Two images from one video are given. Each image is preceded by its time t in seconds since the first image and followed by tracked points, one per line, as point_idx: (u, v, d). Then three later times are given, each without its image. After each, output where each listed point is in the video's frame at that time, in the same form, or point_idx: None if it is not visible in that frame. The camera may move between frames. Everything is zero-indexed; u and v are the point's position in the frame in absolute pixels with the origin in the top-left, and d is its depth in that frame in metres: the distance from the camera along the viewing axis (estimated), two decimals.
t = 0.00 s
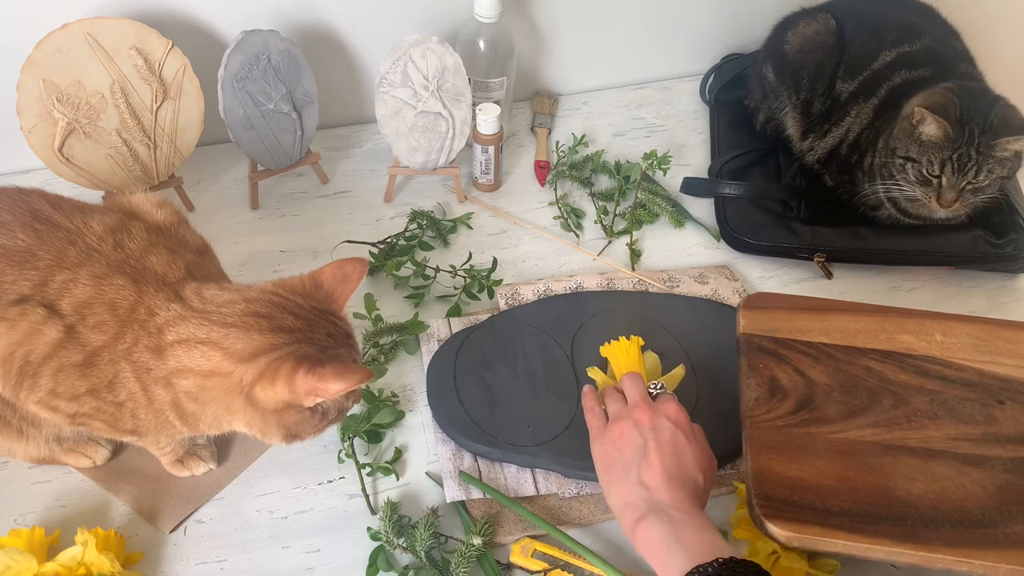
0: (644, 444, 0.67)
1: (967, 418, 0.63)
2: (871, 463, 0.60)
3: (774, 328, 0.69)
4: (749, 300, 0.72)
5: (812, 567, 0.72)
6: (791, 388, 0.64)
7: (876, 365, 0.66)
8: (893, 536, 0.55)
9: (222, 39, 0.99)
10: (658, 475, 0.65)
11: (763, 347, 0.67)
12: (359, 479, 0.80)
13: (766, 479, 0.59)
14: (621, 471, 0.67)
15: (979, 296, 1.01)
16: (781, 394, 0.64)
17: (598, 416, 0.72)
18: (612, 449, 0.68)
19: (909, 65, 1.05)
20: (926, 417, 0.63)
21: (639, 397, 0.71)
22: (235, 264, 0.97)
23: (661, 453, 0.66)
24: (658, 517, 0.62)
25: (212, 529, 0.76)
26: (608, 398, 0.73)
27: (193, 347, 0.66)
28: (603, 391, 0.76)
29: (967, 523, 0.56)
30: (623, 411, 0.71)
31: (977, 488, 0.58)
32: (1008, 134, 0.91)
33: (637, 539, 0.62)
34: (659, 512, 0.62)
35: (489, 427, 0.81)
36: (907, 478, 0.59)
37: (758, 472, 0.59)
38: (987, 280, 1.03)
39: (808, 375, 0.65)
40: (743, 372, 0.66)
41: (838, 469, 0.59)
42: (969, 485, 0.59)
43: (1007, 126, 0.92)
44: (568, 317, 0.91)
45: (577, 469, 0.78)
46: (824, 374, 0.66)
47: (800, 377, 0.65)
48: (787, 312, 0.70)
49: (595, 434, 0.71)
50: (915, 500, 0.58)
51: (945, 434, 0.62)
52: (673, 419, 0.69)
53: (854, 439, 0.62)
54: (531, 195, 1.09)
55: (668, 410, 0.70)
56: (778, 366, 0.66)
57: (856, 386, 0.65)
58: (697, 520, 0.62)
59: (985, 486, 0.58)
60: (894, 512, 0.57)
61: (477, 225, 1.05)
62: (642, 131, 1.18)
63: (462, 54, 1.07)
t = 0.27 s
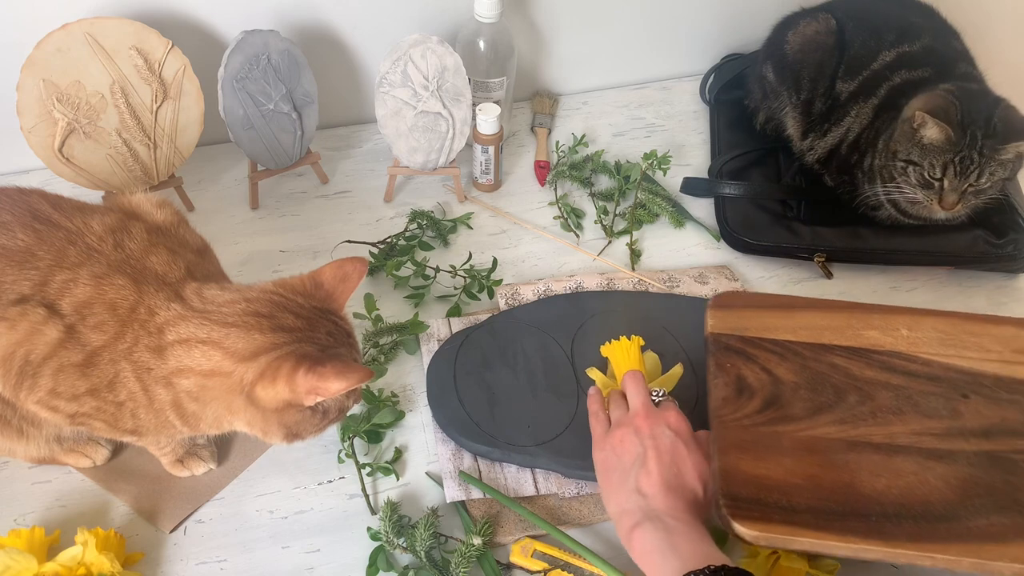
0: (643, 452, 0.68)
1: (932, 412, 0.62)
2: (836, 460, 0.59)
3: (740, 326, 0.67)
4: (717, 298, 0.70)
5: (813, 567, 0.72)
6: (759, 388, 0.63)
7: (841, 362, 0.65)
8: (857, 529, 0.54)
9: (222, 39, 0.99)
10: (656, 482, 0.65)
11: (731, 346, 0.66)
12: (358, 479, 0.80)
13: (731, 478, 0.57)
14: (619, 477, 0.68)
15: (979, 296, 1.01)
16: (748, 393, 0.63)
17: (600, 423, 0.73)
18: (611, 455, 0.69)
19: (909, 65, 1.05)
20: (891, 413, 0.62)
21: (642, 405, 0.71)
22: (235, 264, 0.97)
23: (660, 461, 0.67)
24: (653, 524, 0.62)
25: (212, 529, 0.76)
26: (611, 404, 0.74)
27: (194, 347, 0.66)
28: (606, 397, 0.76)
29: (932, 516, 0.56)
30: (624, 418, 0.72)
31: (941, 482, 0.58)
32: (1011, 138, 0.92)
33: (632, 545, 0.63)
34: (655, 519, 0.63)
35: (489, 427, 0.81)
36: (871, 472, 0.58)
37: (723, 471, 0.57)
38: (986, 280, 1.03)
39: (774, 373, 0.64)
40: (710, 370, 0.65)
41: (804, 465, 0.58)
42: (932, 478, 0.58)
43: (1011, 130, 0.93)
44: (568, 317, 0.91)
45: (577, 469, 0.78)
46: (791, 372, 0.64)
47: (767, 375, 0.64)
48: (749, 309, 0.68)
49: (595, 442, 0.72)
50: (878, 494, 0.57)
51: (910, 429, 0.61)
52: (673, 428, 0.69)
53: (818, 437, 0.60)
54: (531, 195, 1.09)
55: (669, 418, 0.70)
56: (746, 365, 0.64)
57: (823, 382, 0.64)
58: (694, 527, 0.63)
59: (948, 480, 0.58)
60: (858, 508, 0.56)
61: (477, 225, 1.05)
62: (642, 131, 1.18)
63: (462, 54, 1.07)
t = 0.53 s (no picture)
0: (633, 455, 0.68)
1: (863, 387, 0.61)
2: (768, 432, 0.57)
3: (675, 306, 0.65)
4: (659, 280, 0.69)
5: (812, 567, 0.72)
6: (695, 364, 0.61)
7: (777, 341, 0.64)
8: (784, 497, 0.53)
9: (221, 39, 0.99)
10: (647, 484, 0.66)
11: (669, 324, 0.64)
12: (358, 479, 0.80)
13: (662, 444, 0.55)
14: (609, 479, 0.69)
15: (979, 296, 1.01)
16: (685, 367, 0.61)
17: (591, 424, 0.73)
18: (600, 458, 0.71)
19: (909, 65, 1.05)
20: (824, 387, 0.61)
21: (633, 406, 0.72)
22: (235, 264, 0.97)
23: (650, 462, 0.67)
24: (643, 528, 0.64)
25: (212, 529, 0.76)
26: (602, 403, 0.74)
27: (206, 352, 0.65)
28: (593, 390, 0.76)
29: (859, 486, 0.54)
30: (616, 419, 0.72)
31: (869, 453, 0.56)
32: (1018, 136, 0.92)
33: (622, 548, 0.64)
34: (646, 523, 0.64)
35: (489, 427, 0.81)
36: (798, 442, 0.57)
37: (658, 440, 0.55)
38: (987, 280, 1.03)
39: (711, 350, 0.62)
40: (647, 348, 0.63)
41: (735, 437, 0.56)
42: (861, 449, 0.57)
43: (1014, 129, 0.95)
44: (568, 317, 0.91)
45: (577, 470, 0.78)
46: (727, 349, 0.63)
47: (703, 352, 0.62)
48: (681, 290, 0.67)
49: (588, 446, 0.72)
50: (806, 463, 0.55)
51: (843, 404, 0.59)
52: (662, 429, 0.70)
53: (750, 410, 0.59)
54: (531, 195, 1.09)
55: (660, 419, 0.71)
56: (683, 342, 0.63)
57: (758, 360, 0.62)
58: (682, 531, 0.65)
59: (876, 452, 0.56)
60: (789, 476, 0.54)
61: (477, 225, 1.05)
62: (642, 131, 1.18)
63: (462, 54, 1.07)
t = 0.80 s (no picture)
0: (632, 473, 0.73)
1: (793, 368, 0.65)
2: (694, 399, 0.62)
3: (632, 284, 0.71)
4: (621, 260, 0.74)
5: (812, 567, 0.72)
6: (635, 334, 0.67)
7: (719, 321, 0.69)
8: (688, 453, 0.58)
9: (221, 39, 0.98)
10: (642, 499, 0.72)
11: (620, 300, 0.70)
12: (359, 479, 0.80)
13: (585, 400, 0.61)
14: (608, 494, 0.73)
15: (979, 296, 1.01)
16: (627, 337, 0.67)
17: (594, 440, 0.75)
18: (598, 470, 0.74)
19: (909, 65, 1.05)
20: (754, 365, 0.65)
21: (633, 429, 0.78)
22: (235, 264, 0.97)
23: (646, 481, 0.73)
24: (638, 539, 0.68)
25: (212, 529, 0.76)
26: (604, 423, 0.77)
27: (251, 367, 0.65)
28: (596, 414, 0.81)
29: (766, 451, 0.58)
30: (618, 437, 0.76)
31: (783, 425, 0.61)
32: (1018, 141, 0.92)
33: (618, 557, 0.69)
34: (638, 532, 0.69)
35: (489, 427, 0.81)
36: (716, 410, 0.61)
37: (583, 396, 0.62)
38: (987, 280, 1.03)
39: (655, 325, 0.68)
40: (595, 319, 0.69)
41: (657, 399, 0.62)
42: (777, 421, 0.61)
43: (1014, 133, 0.94)
44: (568, 317, 0.91)
45: (577, 470, 0.78)
46: (671, 325, 0.68)
47: (648, 327, 0.68)
48: (639, 270, 0.73)
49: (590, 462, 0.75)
50: (720, 429, 0.60)
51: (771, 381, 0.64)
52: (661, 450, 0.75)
53: (681, 378, 0.64)
54: (531, 195, 1.09)
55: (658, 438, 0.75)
56: (629, 315, 0.68)
57: (697, 335, 0.67)
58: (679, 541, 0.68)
59: (791, 424, 0.61)
60: (700, 438, 0.59)
61: (477, 225, 1.05)
62: (642, 131, 1.18)
63: (462, 53, 1.07)
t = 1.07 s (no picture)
0: (622, 474, 0.69)
1: (769, 343, 0.73)
2: (665, 359, 0.71)
3: (635, 255, 0.80)
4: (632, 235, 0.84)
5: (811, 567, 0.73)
6: (626, 301, 0.76)
7: (712, 297, 0.77)
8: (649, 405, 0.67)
9: (221, 38, 0.98)
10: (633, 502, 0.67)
11: (621, 269, 0.79)
12: (359, 479, 0.80)
13: (564, 351, 0.71)
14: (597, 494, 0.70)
15: (979, 296, 1.00)
16: (618, 302, 0.76)
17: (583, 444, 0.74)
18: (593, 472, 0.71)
19: (910, 65, 1.05)
20: (733, 338, 0.74)
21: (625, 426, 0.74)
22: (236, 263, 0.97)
23: (638, 483, 0.68)
24: (627, 544, 0.63)
25: (212, 528, 0.76)
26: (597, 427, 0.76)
27: (290, 376, 0.67)
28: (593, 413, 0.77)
29: (724, 411, 0.67)
30: (609, 440, 0.73)
31: (743, 390, 0.69)
32: (996, 141, 0.91)
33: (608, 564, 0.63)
34: (629, 539, 0.64)
35: (489, 427, 0.81)
36: (687, 373, 0.70)
37: (565, 347, 0.72)
38: (987, 280, 1.03)
39: (647, 293, 0.77)
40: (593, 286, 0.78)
41: (632, 356, 0.71)
42: (741, 388, 0.69)
43: (1004, 133, 0.91)
44: (568, 317, 0.91)
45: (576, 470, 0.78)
46: (662, 296, 0.77)
47: (641, 295, 0.77)
48: (651, 248, 0.82)
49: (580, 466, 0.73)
50: (686, 390, 0.69)
51: (747, 352, 0.72)
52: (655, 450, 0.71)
53: (657, 340, 0.73)
54: (531, 195, 1.09)
55: (651, 440, 0.71)
56: (627, 284, 0.77)
57: (687, 308, 0.76)
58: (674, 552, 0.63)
59: (753, 391, 0.69)
60: (661, 392, 0.69)
61: (477, 225, 1.05)
62: (642, 131, 1.18)
63: (462, 53, 1.07)
